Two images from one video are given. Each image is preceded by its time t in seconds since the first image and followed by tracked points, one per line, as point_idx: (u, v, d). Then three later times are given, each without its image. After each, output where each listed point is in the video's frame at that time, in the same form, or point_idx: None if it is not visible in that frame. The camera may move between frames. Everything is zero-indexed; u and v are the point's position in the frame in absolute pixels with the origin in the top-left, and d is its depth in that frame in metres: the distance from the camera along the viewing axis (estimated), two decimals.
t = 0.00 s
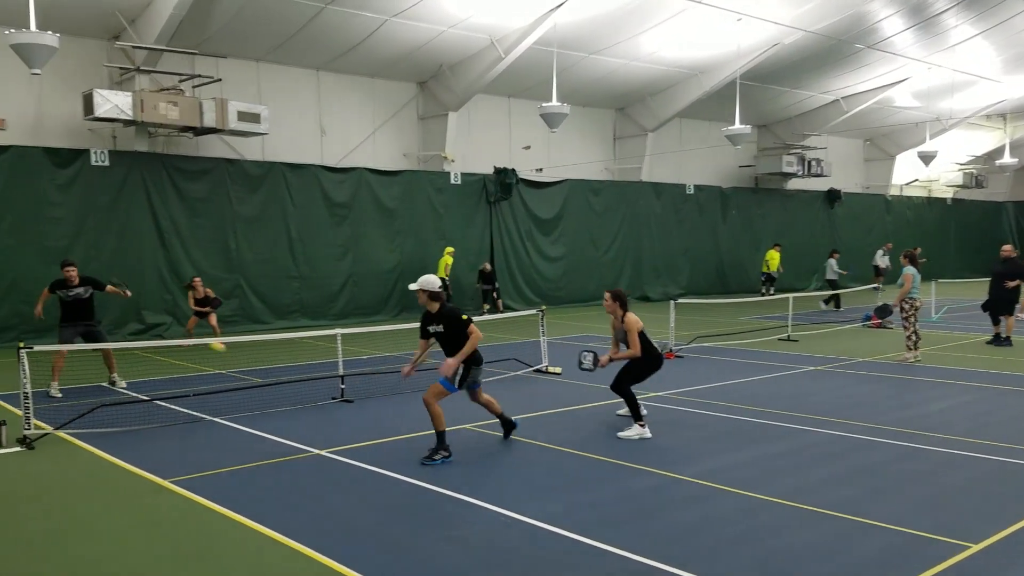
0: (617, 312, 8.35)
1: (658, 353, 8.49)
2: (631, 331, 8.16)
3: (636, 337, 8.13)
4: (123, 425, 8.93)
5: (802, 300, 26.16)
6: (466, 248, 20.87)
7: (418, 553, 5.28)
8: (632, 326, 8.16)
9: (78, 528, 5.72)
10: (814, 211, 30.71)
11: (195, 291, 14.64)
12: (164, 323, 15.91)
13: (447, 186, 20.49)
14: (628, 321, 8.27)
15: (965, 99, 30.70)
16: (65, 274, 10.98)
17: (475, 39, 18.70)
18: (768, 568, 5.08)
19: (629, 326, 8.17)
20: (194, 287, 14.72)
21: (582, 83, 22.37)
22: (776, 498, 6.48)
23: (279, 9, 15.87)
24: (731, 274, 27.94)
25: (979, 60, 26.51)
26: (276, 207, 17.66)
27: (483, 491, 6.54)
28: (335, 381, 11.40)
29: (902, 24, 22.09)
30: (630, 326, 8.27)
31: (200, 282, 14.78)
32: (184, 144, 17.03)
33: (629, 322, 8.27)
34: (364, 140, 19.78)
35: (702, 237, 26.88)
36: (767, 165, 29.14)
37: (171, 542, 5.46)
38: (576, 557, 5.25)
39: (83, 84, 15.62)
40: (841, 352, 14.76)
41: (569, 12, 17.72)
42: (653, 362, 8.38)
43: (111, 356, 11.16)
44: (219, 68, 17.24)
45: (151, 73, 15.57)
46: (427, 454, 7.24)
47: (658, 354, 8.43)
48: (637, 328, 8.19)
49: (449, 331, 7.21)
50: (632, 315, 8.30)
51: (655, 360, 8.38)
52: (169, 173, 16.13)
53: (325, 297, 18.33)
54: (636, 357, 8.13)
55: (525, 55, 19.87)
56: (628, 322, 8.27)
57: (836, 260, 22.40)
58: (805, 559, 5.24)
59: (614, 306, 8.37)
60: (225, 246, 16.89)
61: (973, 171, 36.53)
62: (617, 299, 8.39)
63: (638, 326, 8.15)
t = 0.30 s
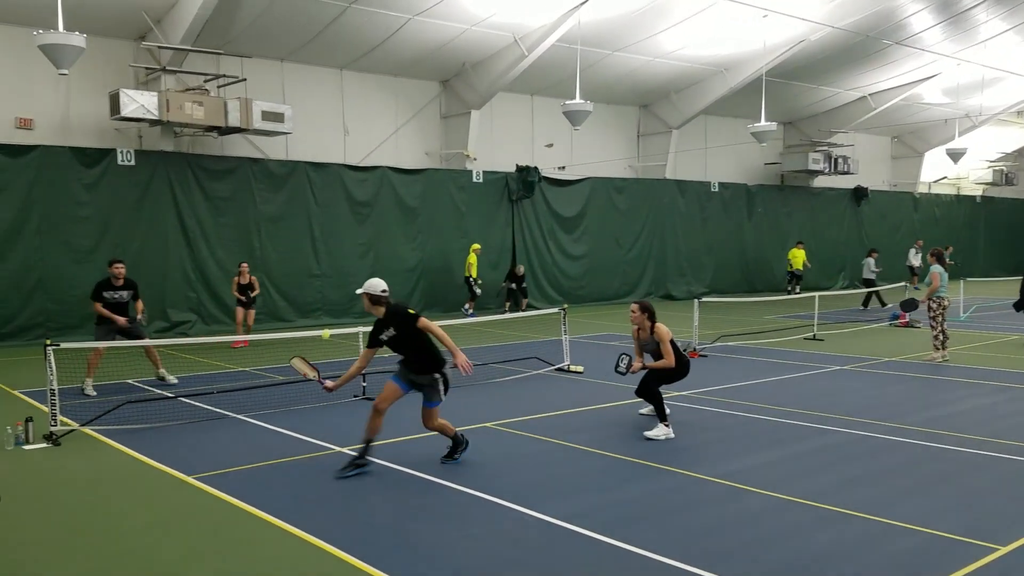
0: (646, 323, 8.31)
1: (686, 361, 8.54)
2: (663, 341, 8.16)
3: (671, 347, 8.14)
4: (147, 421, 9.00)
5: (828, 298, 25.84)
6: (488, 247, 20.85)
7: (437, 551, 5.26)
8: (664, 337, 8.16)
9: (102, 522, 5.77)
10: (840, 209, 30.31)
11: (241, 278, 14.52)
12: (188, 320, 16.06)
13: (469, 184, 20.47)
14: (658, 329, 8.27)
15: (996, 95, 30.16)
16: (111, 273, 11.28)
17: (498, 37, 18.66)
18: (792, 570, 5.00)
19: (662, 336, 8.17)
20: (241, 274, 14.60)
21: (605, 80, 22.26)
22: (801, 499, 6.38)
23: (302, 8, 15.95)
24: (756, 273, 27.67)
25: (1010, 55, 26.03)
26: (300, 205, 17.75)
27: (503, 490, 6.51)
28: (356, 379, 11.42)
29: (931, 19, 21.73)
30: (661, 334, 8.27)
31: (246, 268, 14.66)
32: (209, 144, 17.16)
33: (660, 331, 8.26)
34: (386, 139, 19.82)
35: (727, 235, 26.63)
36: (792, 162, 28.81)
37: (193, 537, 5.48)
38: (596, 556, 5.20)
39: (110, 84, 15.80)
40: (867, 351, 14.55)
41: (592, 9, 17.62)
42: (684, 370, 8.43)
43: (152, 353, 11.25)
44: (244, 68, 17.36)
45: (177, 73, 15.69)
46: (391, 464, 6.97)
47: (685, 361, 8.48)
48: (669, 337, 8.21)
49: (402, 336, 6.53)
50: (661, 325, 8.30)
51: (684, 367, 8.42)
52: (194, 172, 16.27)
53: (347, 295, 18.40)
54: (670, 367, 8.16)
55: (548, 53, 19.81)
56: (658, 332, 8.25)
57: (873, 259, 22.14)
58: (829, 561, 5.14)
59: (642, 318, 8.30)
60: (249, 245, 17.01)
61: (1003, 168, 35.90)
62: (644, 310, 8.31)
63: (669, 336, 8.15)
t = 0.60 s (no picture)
0: (670, 304, 8.06)
1: (717, 345, 8.18)
2: (682, 324, 7.88)
3: (689, 330, 7.86)
4: (172, 417, 9.04)
5: (856, 297, 25.46)
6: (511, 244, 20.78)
7: (455, 548, 5.19)
8: (683, 320, 7.89)
9: (122, 518, 5.77)
10: (869, 205, 29.84)
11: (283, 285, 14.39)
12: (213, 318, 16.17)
13: (492, 181, 20.41)
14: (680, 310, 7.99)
15: None
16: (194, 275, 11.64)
17: (521, 32, 18.55)
18: (817, 571, 4.87)
19: (681, 318, 7.89)
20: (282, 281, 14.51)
21: (629, 76, 22.09)
22: (828, 499, 6.23)
23: (325, 6, 15.98)
24: (783, 270, 27.34)
25: None
26: (323, 203, 17.80)
27: (524, 488, 6.43)
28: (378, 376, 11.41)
29: (963, 12, 21.29)
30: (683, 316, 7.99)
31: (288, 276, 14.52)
32: (232, 142, 17.26)
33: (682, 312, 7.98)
34: (409, 136, 19.82)
35: (753, 232, 26.32)
36: (819, 158, 28.42)
37: (213, 533, 5.46)
38: (616, 555, 5.11)
39: (135, 83, 15.93)
40: (895, 350, 14.29)
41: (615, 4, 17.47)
42: (712, 355, 8.09)
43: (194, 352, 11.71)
44: (267, 66, 17.44)
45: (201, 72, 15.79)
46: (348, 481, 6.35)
47: (715, 346, 8.14)
48: (689, 320, 7.91)
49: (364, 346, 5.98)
50: (684, 307, 8.02)
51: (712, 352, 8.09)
52: (218, 170, 16.38)
53: (370, 293, 18.43)
54: (689, 350, 7.88)
55: (572, 48, 19.68)
56: (680, 314, 7.98)
57: (913, 257, 21.56)
58: (856, 563, 5.00)
59: (665, 298, 8.05)
60: (273, 243, 17.09)
61: None
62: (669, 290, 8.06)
63: (690, 319, 7.87)
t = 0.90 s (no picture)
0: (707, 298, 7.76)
1: (756, 343, 7.72)
2: (713, 317, 7.57)
3: (719, 324, 7.54)
4: (190, 413, 9.06)
5: (878, 297, 25.15)
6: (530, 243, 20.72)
7: (468, 547, 5.14)
8: (715, 313, 7.57)
9: (139, 512, 5.78)
10: (892, 204, 29.46)
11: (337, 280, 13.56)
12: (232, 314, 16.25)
13: (511, 180, 20.34)
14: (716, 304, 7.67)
15: None
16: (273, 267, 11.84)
17: (541, 29, 18.42)
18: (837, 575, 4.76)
19: (712, 311, 7.59)
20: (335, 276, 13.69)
21: (650, 73, 21.92)
22: (848, 501, 6.12)
23: (344, 4, 15.97)
24: (804, 270, 27.06)
25: None
26: (341, 200, 17.81)
27: (539, 487, 6.37)
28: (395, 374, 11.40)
29: (991, 9, 20.89)
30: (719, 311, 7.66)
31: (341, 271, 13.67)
32: (252, 139, 17.32)
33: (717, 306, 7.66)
34: (428, 134, 19.81)
35: (775, 231, 26.06)
36: (842, 157, 28.06)
37: (228, 529, 5.45)
38: (632, 556, 5.03)
39: (156, 80, 16.02)
40: (919, 352, 14.05)
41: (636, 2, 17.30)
42: (750, 353, 7.65)
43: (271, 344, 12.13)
44: (287, 63, 17.49)
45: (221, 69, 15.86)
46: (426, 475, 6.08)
47: (754, 343, 7.68)
48: (721, 314, 7.59)
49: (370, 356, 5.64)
50: (719, 301, 7.69)
51: (749, 350, 7.64)
52: (238, 167, 16.44)
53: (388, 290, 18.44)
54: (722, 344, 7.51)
55: (593, 46, 19.55)
56: (714, 307, 7.66)
57: (937, 257, 21.13)
58: (876, 566, 4.89)
59: (702, 293, 7.78)
60: (292, 240, 17.13)
61: None
62: (705, 284, 7.77)
63: (721, 312, 7.54)
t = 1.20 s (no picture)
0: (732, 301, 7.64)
1: (778, 347, 7.44)
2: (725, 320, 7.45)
3: (731, 325, 7.39)
4: (206, 410, 9.03)
5: (896, 296, 24.89)
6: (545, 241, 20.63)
7: (484, 545, 5.06)
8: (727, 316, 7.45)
9: (155, 509, 5.73)
10: (910, 203, 29.14)
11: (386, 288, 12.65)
12: (248, 312, 16.25)
13: (527, 178, 20.23)
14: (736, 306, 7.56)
15: None
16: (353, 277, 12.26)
17: (560, 26, 18.30)
18: None
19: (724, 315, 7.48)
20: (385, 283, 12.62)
21: (667, 71, 21.75)
22: (871, 501, 5.99)
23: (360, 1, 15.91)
24: (821, 269, 26.82)
25: None
26: (356, 198, 17.77)
27: (557, 485, 6.27)
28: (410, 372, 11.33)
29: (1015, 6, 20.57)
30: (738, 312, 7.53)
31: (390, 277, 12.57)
32: (269, 137, 17.31)
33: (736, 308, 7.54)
34: (443, 132, 19.73)
35: (792, 230, 25.83)
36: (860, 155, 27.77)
37: (245, 526, 5.38)
38: (650, 554, 4.93)
39: (173, 77, 16.04)
40: (938, 351, 13.86)
41: None
42: (766, 357, 7.41)
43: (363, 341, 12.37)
44: (303, 61, 17.47)
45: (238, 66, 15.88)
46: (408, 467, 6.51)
47: (771, 347, 7.43)
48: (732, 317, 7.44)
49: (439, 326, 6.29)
50: (739, 304, 7.55)
51: (763, 354, 7.42)
52: (255, 165, 16.45)
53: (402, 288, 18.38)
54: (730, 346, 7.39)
55: (610, 43, 19.40)
56: (733, 309, 7.53)
57: (954, 256, 20.77)
58: (901, 567, 4.76)
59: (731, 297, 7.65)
60: (308, 238, 17.11)
61: None
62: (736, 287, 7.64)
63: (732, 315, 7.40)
